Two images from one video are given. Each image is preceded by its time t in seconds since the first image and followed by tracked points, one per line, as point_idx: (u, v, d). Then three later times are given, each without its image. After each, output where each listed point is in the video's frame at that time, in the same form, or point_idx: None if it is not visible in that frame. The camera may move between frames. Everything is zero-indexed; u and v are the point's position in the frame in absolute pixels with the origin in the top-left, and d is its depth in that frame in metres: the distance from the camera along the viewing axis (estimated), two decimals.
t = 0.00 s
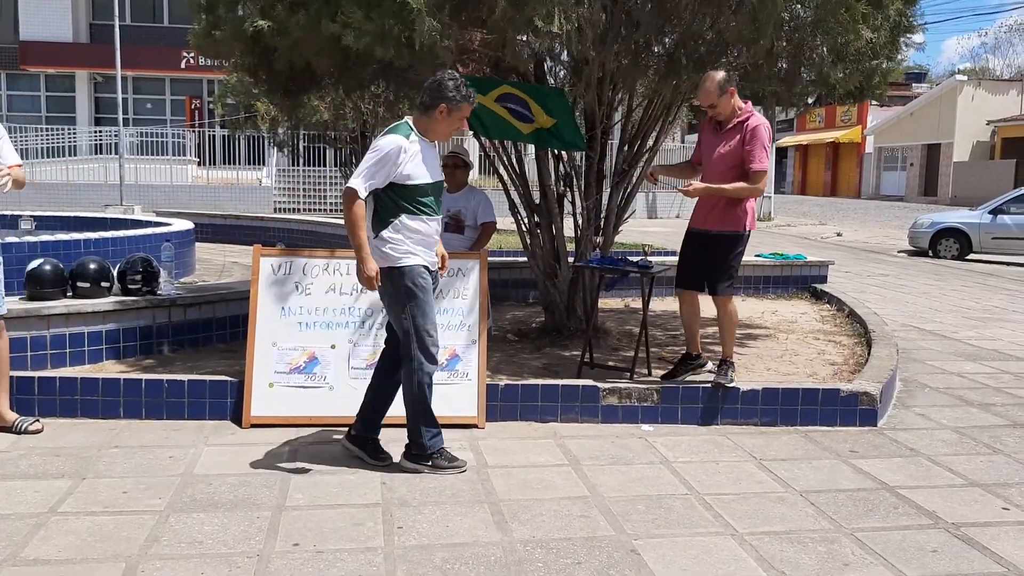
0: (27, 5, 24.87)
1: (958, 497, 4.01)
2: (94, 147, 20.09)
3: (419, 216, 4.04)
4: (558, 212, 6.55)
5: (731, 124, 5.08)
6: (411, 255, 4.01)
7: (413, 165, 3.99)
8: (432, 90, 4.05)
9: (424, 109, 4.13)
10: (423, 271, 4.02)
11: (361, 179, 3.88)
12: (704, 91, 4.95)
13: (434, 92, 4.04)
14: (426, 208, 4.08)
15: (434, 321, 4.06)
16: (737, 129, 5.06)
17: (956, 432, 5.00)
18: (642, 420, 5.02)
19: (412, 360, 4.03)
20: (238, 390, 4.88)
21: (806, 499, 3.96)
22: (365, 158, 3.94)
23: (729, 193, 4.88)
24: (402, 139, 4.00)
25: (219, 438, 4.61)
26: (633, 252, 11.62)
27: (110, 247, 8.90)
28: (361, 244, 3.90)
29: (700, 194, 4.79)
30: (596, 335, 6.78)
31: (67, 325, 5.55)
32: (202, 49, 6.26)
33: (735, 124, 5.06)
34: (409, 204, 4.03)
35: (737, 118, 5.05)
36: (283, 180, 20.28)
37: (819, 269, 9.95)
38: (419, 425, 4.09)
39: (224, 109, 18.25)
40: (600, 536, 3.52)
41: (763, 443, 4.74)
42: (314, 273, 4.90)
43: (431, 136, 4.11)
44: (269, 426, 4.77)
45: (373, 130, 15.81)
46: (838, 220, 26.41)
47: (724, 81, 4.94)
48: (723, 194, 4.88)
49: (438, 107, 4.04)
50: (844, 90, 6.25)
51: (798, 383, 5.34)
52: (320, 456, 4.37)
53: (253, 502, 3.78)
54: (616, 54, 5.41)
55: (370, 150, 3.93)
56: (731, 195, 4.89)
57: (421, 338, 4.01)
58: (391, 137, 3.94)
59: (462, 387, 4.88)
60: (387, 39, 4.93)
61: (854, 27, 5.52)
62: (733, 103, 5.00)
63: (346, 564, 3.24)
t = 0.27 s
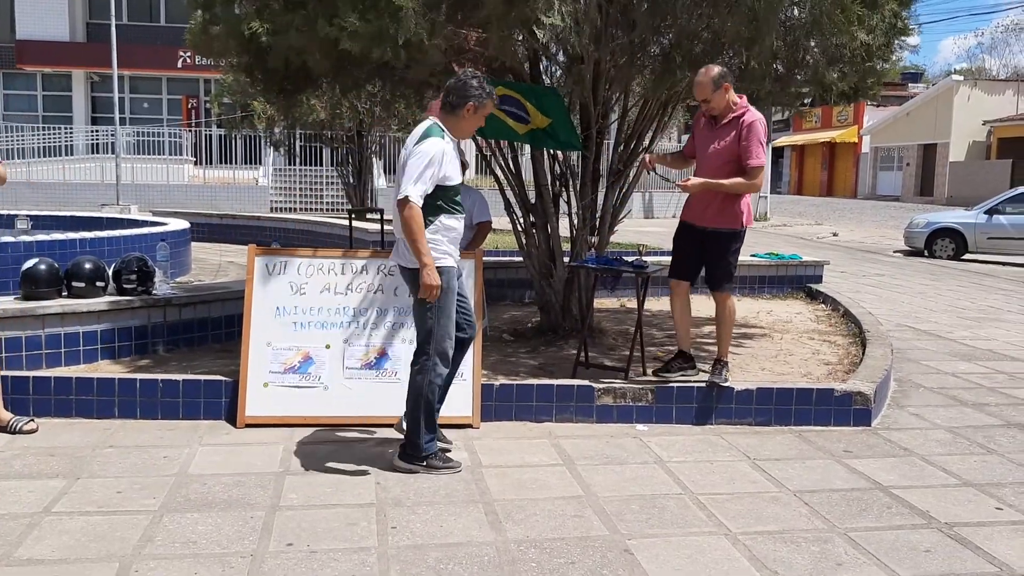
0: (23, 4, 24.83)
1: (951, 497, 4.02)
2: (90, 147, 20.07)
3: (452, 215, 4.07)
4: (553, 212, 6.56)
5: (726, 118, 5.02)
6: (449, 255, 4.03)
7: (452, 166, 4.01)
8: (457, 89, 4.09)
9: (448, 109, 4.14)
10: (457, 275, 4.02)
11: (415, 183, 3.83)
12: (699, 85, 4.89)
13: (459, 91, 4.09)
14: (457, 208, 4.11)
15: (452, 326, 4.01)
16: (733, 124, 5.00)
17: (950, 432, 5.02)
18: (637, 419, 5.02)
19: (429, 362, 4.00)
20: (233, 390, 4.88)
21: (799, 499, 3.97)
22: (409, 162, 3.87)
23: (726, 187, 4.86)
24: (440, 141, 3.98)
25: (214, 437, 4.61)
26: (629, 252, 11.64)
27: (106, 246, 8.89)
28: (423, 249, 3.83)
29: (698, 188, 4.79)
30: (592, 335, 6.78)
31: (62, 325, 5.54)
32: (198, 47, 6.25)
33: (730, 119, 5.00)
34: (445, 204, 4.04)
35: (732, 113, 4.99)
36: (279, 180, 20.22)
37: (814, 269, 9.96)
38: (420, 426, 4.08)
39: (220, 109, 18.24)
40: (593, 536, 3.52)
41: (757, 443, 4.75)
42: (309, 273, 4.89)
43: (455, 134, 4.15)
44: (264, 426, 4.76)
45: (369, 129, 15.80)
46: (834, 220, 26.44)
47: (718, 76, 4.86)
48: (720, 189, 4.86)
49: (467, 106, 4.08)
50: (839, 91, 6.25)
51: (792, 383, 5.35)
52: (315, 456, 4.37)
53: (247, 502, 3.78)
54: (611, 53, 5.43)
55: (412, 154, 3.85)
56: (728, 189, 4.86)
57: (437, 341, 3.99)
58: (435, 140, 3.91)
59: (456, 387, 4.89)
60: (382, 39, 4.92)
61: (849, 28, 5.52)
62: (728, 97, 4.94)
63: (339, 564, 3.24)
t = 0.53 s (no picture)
0: (18, 4, 24.77)
1: (944, 496, 4.03)
2: (85, 146, 20.02)
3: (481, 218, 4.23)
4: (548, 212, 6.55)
5: (719, 114, 5.00)
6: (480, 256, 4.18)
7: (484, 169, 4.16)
8: (481, 97, 4.20)
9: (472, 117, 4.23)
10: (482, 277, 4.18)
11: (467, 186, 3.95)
12: (697, 78, 4.85)
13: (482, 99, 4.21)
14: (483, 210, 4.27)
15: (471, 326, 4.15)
16: (726, 119, 4.98)
17: (944, 431, 5.03)
18: (632, 419, 5.03)
19: (446, 359, 4.11)
20: (227, 390, 4.88)
21: (793, 498, 3.98)
22: (455, 167, 3.98)
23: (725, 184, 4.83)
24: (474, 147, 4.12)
25: (209, 437, 4.60)
26: (624, 252, 11.65)
27: (101, 246, 8.88)
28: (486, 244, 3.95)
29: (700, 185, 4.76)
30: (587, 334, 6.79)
31: (56, 324, 5.53)
32: (192, 46, 6.24)
33: (723, 114, 4.99)
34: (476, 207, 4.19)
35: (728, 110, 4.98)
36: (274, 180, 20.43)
37: (809, 268, 9.98)
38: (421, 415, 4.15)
39: (215, 108, 18.21)
40: (588, 535, 3.53)
41: (752, 442, 4.76)
42: (304, 272, 4.89)
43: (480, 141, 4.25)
44: (258, 426, 4.76)
45: (365, 129, 15.79)
46: (829, 220, 26.48)
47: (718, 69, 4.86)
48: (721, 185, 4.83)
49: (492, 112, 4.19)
50: (834, 91, 6.26)
51: (787, 382, 5.36)
52: (309, 455, 4.37)
53: (242, 501, 3.78)
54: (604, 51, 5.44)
55: (460, 160, 3.97)
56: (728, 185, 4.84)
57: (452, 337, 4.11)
58: (473, 147, 4.04)
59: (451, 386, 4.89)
60: (368, 33, 4.91)
61: (844, 28, 5.52)
62: (721, 92, 4.91)
63: (334, 563, 3.24)
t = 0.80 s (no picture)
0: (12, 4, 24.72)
1: (939, 494, 4.05)
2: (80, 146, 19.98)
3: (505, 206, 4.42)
4: (544, 212, 6.54)
5: (717, 112, 5.00)
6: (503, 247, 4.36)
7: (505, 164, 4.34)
8: (499, 97, 4.39)
9: (490, 113, 4.41)
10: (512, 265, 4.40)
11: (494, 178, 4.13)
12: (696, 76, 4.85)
13: (499, 97, 4.40)
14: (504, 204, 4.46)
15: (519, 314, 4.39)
16: (724, 118, 4.98)
17: (938, 430, 5.05)
18: (628, 418, 5.04)
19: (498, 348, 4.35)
20: (224, 390, 4.88)
21: (789, 496, 3.99)
22: (481, 161, 4.16)
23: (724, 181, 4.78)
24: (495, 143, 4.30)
25: (206, 437, 4.61)
26: (620, 251, 11.67)
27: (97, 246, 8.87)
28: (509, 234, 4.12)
29: (703, 183, 4.72)
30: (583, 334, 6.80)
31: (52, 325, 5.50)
32: (188, 46, 6.25)
33: (721, 112, 4.98)
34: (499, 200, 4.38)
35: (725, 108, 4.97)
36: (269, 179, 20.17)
37: (804, 268, 10.00)
38: (477, 397, 4.39)
39: (211, 108, 18.18)
40: (584, 534, 3.54)
41: (747, 441, 4.78)
42: (300, 272, 4.89)
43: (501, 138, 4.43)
44: (255, 425, 4.77)
45: (360, 129, 15.79)
46: (824, 220, 26.52)
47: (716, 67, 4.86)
48: (720, 183, 4.78)
49: (509, 109, 4.37)
50: (829, 90, 6.27)
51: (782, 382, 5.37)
52: (306, 455, 4.38)
53: (238, 501, 3.78)
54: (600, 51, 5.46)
55: (484, 156, 4.13)
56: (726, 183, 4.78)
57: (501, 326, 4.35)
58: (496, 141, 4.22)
59: (447, 386, 4.90)
60: (365, 33, 4.94)
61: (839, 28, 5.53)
62: (720, 89, 4.93)
63: (330, 563, 3.25)
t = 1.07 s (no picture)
0: (5, 4, 24.63)
1: (933, 493, 4.06)
2: (74, 146, 19.92)
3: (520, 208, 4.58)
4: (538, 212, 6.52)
5: (706, 112, 5.00)
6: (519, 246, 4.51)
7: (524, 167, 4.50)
8: (519, 101, 4.60)
9: (511, 117, 4.61)
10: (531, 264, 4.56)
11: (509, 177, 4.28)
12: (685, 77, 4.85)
13: (521, 101, 4.60)
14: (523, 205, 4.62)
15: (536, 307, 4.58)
16: (714, 118, 4.98)
17: (933, 429, 5.07)
18: (623, 418, 5.05)
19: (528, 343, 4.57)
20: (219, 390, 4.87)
21: (783, 496, 4.00)
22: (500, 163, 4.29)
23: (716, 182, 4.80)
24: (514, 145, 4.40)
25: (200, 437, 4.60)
26: (615, 250, 11.69)
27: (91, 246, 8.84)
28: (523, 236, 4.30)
29: (696, 186, 4.73)
30: (578, 333, 6.81)
31: (46, 325, 5.48)
32: (182, 46, 6.22)
33: (711, 112, 4.98)
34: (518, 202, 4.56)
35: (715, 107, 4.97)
36: (264, 179, 20.28)
37: (799, 267, 10.03)
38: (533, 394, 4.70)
39: (205, 108, 18.15)
40: (580, 533, 3.54)
41: (742, 441, 4.79)
42: (295, 272, 4.88)
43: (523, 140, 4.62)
44: (250, 425, 4.76)
45: (355, 129, 15.78)
46: (818, 220, 26.58)
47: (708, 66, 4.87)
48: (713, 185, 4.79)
49: (531, 113, 4.59)
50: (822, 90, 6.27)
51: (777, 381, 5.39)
52: (301, 455, 4.38)
53: (233, 501, 3.78)
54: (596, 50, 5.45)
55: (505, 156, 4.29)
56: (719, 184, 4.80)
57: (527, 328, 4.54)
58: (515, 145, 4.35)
59: (443, 386, 4.91)
60: (367, 36, 4.89)
61: (834, 27, 5.53)
62: (709, 89, 4.93)
63: (326, 563, 3.25)
